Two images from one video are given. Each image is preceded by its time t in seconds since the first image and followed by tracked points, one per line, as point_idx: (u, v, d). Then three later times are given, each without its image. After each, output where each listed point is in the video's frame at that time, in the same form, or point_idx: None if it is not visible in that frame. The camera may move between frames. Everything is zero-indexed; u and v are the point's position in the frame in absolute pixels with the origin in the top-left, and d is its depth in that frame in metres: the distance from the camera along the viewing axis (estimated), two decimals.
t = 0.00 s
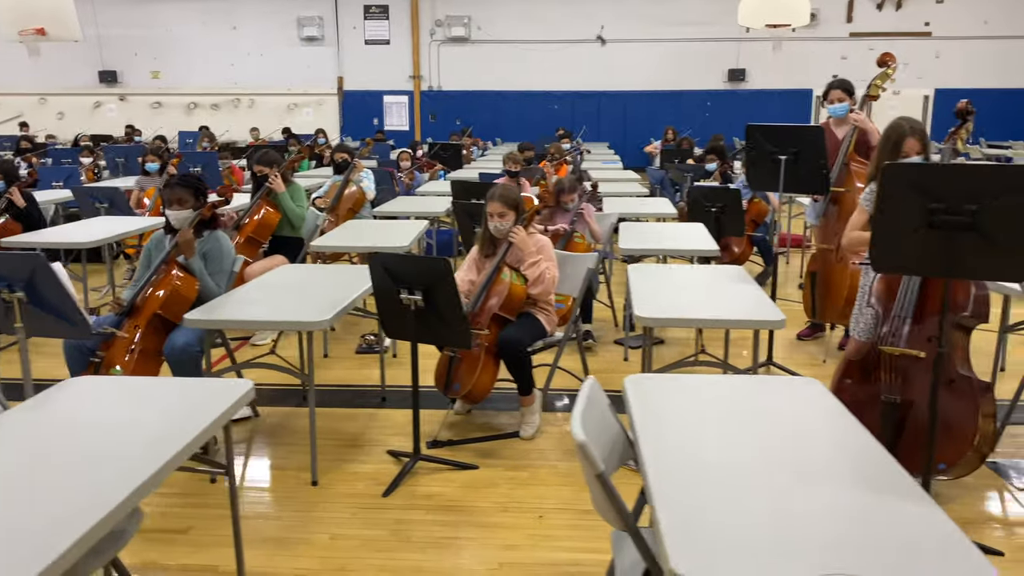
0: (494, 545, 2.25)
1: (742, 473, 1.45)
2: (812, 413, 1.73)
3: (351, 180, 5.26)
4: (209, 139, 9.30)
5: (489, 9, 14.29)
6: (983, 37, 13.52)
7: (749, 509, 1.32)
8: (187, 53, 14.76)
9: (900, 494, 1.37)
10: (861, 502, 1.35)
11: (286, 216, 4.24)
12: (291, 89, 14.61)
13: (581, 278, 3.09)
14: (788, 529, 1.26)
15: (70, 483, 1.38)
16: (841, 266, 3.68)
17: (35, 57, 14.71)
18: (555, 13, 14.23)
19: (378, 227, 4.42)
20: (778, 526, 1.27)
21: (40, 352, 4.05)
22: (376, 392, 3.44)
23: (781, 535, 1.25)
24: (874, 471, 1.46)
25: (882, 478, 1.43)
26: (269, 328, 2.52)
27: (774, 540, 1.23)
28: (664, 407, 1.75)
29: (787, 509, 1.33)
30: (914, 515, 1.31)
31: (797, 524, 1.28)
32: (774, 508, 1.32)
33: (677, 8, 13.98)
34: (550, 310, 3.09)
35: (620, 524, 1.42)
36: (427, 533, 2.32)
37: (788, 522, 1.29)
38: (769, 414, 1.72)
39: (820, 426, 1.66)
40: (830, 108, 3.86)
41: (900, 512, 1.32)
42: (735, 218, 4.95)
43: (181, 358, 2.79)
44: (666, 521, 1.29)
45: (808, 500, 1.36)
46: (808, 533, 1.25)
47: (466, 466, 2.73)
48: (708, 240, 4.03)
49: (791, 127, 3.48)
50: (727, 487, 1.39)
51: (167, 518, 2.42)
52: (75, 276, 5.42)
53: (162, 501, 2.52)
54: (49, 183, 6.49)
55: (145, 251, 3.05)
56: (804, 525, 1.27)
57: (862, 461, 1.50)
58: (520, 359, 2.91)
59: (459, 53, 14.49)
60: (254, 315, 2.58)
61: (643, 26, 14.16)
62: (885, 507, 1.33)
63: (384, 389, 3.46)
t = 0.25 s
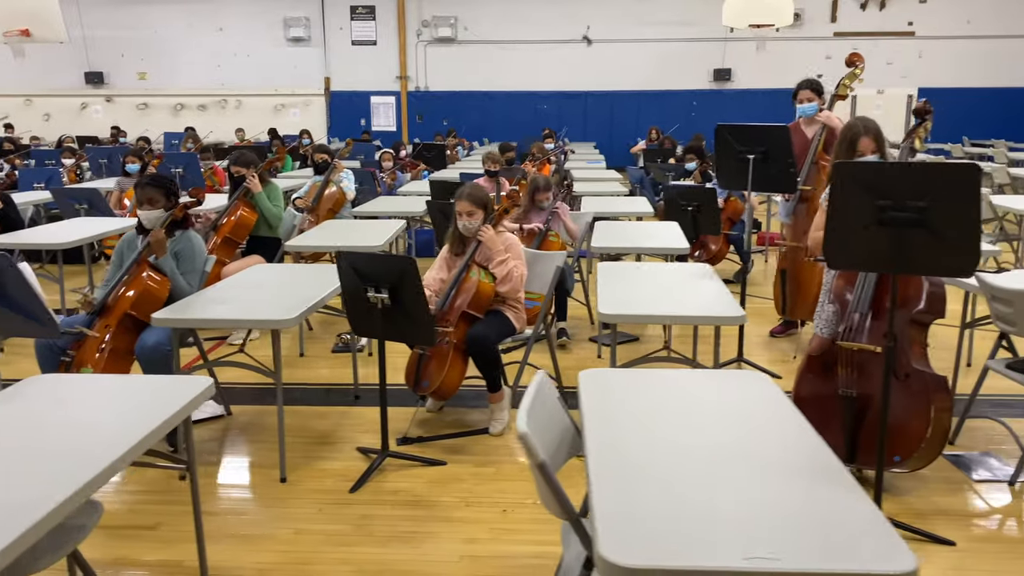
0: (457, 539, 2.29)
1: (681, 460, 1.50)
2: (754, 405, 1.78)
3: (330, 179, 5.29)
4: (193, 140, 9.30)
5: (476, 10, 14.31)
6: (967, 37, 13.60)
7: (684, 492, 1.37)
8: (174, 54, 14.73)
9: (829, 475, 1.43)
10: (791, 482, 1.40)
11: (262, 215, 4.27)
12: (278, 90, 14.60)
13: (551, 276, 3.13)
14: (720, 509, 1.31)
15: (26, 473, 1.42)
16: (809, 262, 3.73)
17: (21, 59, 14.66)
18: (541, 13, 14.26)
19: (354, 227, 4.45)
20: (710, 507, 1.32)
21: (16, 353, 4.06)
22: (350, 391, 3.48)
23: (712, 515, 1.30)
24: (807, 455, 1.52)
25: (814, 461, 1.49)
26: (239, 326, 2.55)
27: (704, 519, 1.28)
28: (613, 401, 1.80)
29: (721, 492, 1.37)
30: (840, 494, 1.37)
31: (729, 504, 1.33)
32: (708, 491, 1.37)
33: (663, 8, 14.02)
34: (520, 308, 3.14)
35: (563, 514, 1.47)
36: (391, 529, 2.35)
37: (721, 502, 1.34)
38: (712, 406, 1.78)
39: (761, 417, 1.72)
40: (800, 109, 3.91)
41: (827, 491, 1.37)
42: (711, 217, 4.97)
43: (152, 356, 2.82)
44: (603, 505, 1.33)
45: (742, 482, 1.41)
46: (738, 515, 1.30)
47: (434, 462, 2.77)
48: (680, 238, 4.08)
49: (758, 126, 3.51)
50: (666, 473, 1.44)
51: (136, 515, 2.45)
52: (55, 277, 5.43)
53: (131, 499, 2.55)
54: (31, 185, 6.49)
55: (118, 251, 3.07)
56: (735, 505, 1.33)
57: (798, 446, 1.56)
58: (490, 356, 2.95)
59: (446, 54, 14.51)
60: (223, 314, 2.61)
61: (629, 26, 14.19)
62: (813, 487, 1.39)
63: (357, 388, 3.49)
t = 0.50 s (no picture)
0: (420, 535, 2.33)
1: (623, 452, 1.54)
2: (700, 398, 1.83)
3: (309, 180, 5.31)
4: (178, 141, 9.32)
5: (463, 11, 14.33)
6: (950, 38, 13.69)
7: (623, 485, 1.41)
8: (161, 56, 14.72)
9: (763, 468, 1.47)
10: (726, 476, 1.45)
11: (239, 216, 4.30)
12: (265, 92, 14.61)
13: (521, 275, 3.17)
14: (656, 502, 1.35)
15: None
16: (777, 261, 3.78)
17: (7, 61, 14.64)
18: (529, 15, 14.29)
19: (331, 228, 4.48)
20: (646, 500, 1.36)
21: None
22: (325, 391, 3.51)
23: (646, 507, 1.34)
24: (744, 448, 1.57)
25: (750, 455, 1.53)
26: (207, 327, 2.58)
27: (638, 512, 1.32)
28: (565, 397, 1.83)
29: (657, 485, 1.42)
30: (770, 485, 1.41)
31: (666, 498, 1.37)
32: (644, 484, 1.42)
33: (650, 9, 14.07)
34: (491, 307, 3.18)
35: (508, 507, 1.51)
36: (357, 525, 2.39)
37: (656, 496, 1.38)
38: (658, 400, 1.82)
39: (706, 409, 1.76)
40: (770, 110, 3.97)
41: (758, 484, 1.42)
42: (687, 216, 5.00)
43: (124, 356, 2.85)
44: (543, 497, 1.37)
45: (680, 475, 1.45)
46: (671, 507, 1.34)
47: (403, 460, 2.81)
48: (653, 238, 4.13)
49: (727, 128, 3.57)
50: (607, 467, 1.48)
51: (106, 514, 2.48)
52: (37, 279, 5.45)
53: (102, 498, 2.58)
54: (14, 187, 6.51)
55: (91, 251, 3.10)
56: (671, 497, 1.37)
57: (736, 439, 1.61)
58: (459, 355, 2.99)
59: (433, 55, 14.53)
60: (191, 314, 2.64)
61: (616, 27, 14.24)
62: (746, 480, 1.43)
63: (332, 388, 3.53)
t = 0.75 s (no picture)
0: (391, 533, 2.34)
1: (579, 450, 1.56)
2: (661, 396, 1.85)
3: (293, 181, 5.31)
4: (166, 141, 9.32)
5: (453, 12, 14.33)
6: (938, 39, 13.75)
7: (578, 481, 1.43)
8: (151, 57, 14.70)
9: (714, 464, 1.50)
10: (679, 473, 1.47)
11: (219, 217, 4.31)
12: (255, 93, 14.60)
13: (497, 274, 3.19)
14: (608, 497, 1.37)
15: None
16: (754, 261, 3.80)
17: None
18: (519, 16, 14.30)
19: (313, 229, 4.49)
20: (597, 495, 1.38)
21: None
22: (304, 391, 3.53)
23: (598, 503, 1.36)
24: (701, 445, 1.59)
25: (703, 451, 1.56)
26: (180, 328, 2.59)
27: (588, 507, 1.34)
28: (527, 396, 1.85)
29: (609, 481, 1.44)
30: (721, 481, 1.44)
31: (619, 493, 1.39)
32: (597, 480, 1.44)
33: (639, 9, 14.09)
34: (466, 306, 3.21)
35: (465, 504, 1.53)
36: (329, 524, 2.41)
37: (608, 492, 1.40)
38: (620, 397, 1.84)
39: (665, 408, 1.78)
40: (748, 111, 4.01)
41: (709, 480, 1.44)
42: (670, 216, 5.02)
43: (99, 357, 2.87)
44: (496, 493, 1.39)
45: (634, 472, 1.47)
46: (622, 503, 1.36)
47: (378, 459, 2.83)
48: (633, 239, 4.15)
49: (704, 129, 3.59)
50: (563, 463, 1.50)
51: (81, 514, 2.49)
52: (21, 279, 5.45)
53: (78, 498, 2.60)
54: None
55: (68, 250, 3.11)
56: (623, 494, 1.39)
57: (693, 436, 1.63)
58: (434, 354, 3.01)
59: (423, 56, 14.54)
60: (165, 315, 2.65)
61: (606, 28, 14.26)
62: (698, 476, 1.45)
63: (312, 388, 3.54)
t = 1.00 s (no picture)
0: (363, 535, 2.34)
1: (543, 452, 1.55)
2: (631, 398, 1.84)
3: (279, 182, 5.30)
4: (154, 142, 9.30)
5: (446, 13, 14.32)
6: (929, 40, 13.76)
7: (537, 484, 1.42)
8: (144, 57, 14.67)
9: (675, 467, 1.49)
10: (641, 476, 1.46)
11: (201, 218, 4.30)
12: (247, 93, 14.57)
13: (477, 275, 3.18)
14: (568, 500, 1.36)
15: None
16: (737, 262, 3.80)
17: None
18: (512, 17, 14.29)
19: (296, 229, 4.48)
20: (555, 498, 1.38)
21: None
22: (284, 392, 3.52)
23: (557, 505, 1.35)
24: (667, 447, 1.58)
25: (666, 453, 1.55)
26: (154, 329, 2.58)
27: (545, 510, 1.33)
28: (494, 398, 1.84)
29: (570, 484, 1.43)
30: (682, 484, 1.43)
31: (576, 496, 1.38)
32: (557, 483, 1.43)
33: (632, 10, 14.09)
34: (445, 307, 3.21)
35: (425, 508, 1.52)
36: (302, 526, 2.40)
37: (569, 495, 1.38)
38: (591, 399, 1.83)
39: (633, 410, 1.77)
40: (732, 112, 4.00)
41: (671, 484, 1.43)
42: (656, 217, 5.02)
43: (74, 359, 2.86)
44: (454, 495, 1.38)
45: (597, 475, 1.46)
46: (580, 506, 1.35)
47: (355, 461, 2.82)
48: (616, 239, 4.15)
49: (686, 129, 3.58)
50: (524, 466, 1.49)
51: (54, 517, 2.48)
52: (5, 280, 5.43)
53: (52, 501, 2.58)
54: None
55: (45, 250, 3.09)
56: (583, 496, 1.38)
57: (661, 439, 1.62)
58: (413, 355, 3.00)
59: (416, 57, 14.52)
60: (139, 316, 2.64)
61: (599, 29, 14.26)
62: (660, 480, 1.45)
63: (292, 390, 3.53)
